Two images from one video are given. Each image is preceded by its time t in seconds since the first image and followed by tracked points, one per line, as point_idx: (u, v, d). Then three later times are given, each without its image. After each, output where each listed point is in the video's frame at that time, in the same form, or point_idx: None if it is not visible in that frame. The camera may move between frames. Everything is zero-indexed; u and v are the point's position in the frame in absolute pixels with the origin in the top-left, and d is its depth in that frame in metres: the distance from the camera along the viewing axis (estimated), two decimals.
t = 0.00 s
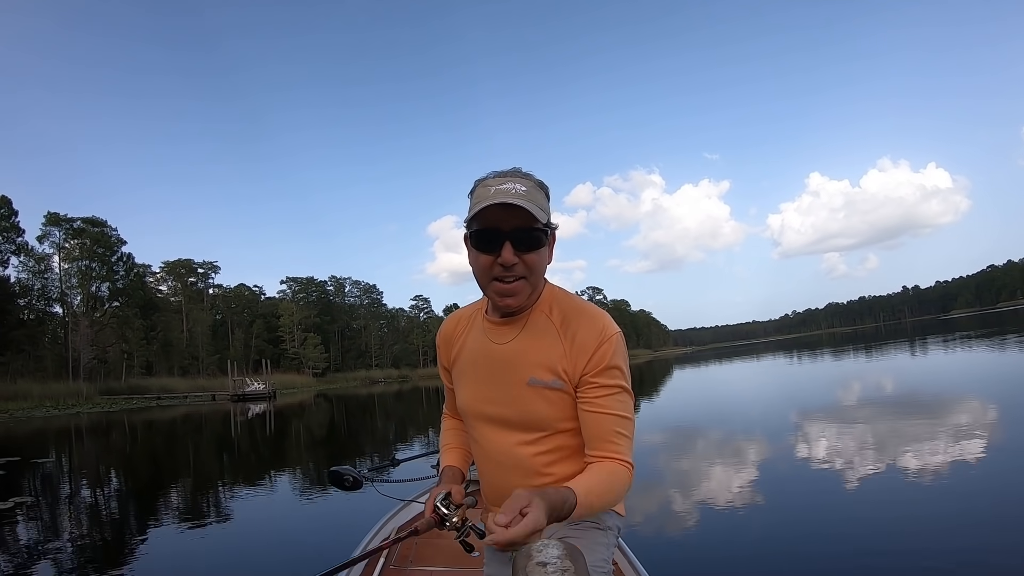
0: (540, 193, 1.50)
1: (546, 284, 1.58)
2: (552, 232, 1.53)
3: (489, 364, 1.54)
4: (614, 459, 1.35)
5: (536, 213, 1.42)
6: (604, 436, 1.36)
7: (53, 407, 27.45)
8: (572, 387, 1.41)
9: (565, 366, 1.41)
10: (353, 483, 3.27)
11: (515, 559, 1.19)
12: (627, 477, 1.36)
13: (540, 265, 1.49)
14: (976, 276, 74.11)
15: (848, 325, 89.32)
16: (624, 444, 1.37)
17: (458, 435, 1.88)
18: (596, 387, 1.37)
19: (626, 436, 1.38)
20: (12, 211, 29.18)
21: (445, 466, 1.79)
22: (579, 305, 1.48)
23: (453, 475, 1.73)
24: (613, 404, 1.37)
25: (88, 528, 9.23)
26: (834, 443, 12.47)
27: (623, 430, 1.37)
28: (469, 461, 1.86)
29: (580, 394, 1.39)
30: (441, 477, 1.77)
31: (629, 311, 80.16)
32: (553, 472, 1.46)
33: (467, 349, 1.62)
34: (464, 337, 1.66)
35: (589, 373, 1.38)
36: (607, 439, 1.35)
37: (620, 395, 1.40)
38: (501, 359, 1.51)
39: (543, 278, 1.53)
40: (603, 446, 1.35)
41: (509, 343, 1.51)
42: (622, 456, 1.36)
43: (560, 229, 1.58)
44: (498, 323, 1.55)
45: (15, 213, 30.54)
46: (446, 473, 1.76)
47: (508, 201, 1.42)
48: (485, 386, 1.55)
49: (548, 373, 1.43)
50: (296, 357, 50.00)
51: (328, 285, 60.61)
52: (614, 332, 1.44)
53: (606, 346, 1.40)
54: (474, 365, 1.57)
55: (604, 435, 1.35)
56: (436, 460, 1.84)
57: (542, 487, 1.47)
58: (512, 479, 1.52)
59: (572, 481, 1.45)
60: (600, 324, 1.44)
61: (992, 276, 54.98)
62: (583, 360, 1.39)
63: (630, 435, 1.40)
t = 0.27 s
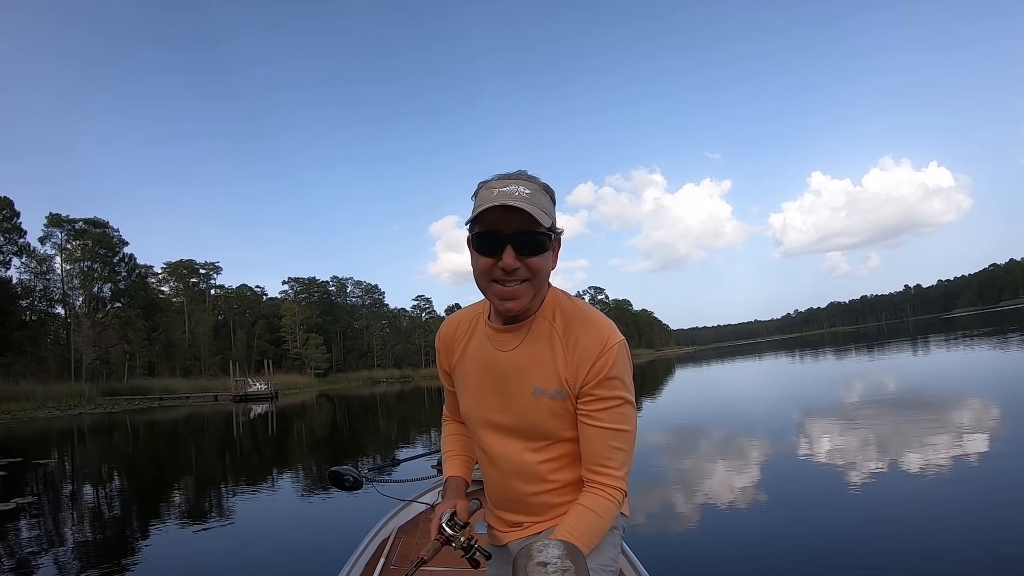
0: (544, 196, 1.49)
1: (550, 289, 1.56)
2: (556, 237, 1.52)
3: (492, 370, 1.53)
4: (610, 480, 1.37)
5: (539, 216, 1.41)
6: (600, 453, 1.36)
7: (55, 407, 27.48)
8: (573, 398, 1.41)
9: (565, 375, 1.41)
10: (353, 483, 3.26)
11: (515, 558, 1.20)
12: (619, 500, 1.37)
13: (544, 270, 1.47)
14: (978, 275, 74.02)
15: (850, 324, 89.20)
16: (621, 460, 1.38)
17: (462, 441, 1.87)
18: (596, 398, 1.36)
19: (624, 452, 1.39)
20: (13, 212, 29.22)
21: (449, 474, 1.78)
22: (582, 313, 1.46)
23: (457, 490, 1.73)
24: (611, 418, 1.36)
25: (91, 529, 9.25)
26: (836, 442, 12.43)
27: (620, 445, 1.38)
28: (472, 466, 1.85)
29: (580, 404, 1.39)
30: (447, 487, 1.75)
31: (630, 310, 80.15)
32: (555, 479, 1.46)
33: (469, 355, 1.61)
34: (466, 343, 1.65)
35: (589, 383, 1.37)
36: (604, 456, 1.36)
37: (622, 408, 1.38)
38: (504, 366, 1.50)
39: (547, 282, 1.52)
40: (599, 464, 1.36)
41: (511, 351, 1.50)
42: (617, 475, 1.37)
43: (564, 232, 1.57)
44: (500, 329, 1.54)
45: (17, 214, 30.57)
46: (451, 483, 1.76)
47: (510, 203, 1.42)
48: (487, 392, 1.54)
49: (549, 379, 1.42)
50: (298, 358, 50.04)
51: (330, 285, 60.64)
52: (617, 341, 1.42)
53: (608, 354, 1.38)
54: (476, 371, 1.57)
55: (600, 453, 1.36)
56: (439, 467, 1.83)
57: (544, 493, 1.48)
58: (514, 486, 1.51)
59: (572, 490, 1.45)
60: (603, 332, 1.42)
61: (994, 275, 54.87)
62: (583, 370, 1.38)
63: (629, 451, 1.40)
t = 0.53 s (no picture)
0: (541, 195, 1.48)
1: (546, 291, 1.56)
2: (552, 237, 1.52)
3: (489, 371, 1.53)
4: (604, 484, 1.36)
5: (535, 217, 1.41)
6: (595, 457, 1.36)
7: (58, 408, 27.54)
8: (568, 400, 1.40)
9: (560, 377, 1.41)
10: (353, 482, 3.26)
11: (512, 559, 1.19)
12: (614, 504, 1.36)
13: (539, 272, 1.47)
14: (980, 273, 73.84)
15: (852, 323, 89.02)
16: (615, 464, 1.38)
17: (463, 443, 1.87)
18: (591, 400, 1.36)
19: (619, 455, 1.39)
20: (15, 213, 29.28)
21: (452, 477, 1.79)
22: (578, 315, 1.46)
23: (462, 493, 1.74)
24: (608, 422, 1.36)
25: (94, 530, 9.29)
26: (838, 442, 12.38)
27: (616, 448, 1.37)
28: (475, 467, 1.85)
29: (575, 407, 1.38)
30: (450, 489, 1.76)
31: (632, 310, 80.17)
32: (552, 482, 1.46)
33: (467, 357, 1.60)
34: (464, 344, 1.64)
35: (584, 386, 1.37)
36: (598, 460, 1.36)
37: (617, 411, 1.38)
38: (501, 367, 1.50)
39: (543, 283, 1.52)
40: (593, 468, 1.36)
41: (508, 353, 1.49)
42: (612, 480, 1.37)
43: (561, 233, 1.56)
44: (497, 330, 1.53)
45: (19, 215, 30.61)
46: (455, 486, 1.76)
47: (505, 203, 1.41)
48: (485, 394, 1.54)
49: (545, 382, 1.42)
50: (300, 358, 50.07)
51: (332, 286, 60.67)
52: (612, 343, 1.41)
53: (602, 358, 1.37)
54: (474, 372, 1.56)
55: (595, 457, 1.36)
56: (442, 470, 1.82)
57: (541, 496, 1.47)
58: (513, 489, 1.51)
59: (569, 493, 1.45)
60: (599, 334, 1.42)
61: (996, 273, 54.72)
62: (578, 373, 1.38)
63: (624, 453, 1.40)
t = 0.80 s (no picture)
0: (537, 197, 1.48)
1: (542, 292, 1.56)
2: (548, 238, 1.51)
3: (487, 374, 1.52)
4: (608, 482, 1.36)
5: (531, 219, 1.41)
6: (596, 456, 1.35)
7: (60, 409, 27.60)
8: (568, 400, 1.40)
9: (559, 379, 1.40)
10: (353, 483, 3.25)
11: (514, 559, 1.19)
12: (617, 503, 1.36)
13: (535, 274, 1.47)
14: (983, 272, 73.63)
15: (854, 323, 88.85)
16: (618, 463, 1.37)
17: (463, 444, 1.87)
18: (590, 403, 1.35)
19: (621, 454, 1.38)
20: (18, 215, 29.36)
21: (453, 478, 1.78)
22: (576, 316, 1.44)
23: (462, 493, 1.74)
24: (607, 424, 1.35)
25: (97, 530, 9.32)
26: (841, 441, 12.33)
27: (617, 447, 1.37)
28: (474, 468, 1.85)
29: (575, 408, 1.38)
30: (451, 490, 1.75)
31: (634, 309, 80.16)
32: (551, 482, 1.46)
33: (464, 361, 1.59)
34: (461, 347, 1.64)
35: (582, 387, 1.37)
36: (599, 460, 1.35)
37: (618, 412, 1.37)
38: (498, 370, 1.48)
39: (540, 284, 1.51)
40: (596, 466, 1.35)
41: (505, 355, 1.48)
42: (615, 480, 1.36)
43: (556, 234, 1.56)
44: (494, 332, 1.53)
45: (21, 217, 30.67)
46: (456, 487, 1.75)
47: (501, 206, 1.41)
48: (484, 397, 1.52)
49: (544, 384, 1.41)
50: (302, 359, 50.09)
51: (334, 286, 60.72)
52: (611, 343, 1.40)
53: (600, 360, 1.36)
54: (473, 376, 1.55)
55: (597, 456, 1.35)
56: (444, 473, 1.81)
57: (540, 496, 1.47)
58: (513, 491, 1.51)
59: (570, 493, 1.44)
60: (597, 335, 1.40)
61: (998, 272, 54.60)
62: (575, 375, 1.37)
63: (626, 453, 1.39)
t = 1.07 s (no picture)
0: (539, 196, 1.47)
1: (545, 291, 1.55)
2: (552, 237, 1.51)
3: (490, 374, 1.51)
4: (614, 474, 1.34)
5: (536, 218, 1.40)
6: (602, 450, 1.34)
7: (62, 409, 27.64)
8: (573, 398, 1.39)
9: (564, 376, 1.39)
10: (354, 484, 3.24)
11: (516, 559, 1.18)
12: (626, 495, 1.34)
13: (539, 271, 1.46)
14: (985, 272, 73.44)
15: (857, 323, 88.70)
16: (625, 458, 1.36)
17: (465, 444, 1.86)
18: (595, 399, 1.35)
19: (627, 449, 1.37)
20: (20, 215, 29.43)
21: (453, 479, 1.77)
22: (579, 314, 1.44)
23: (461, 493, 1.73)
24: (612, 418, 1.34)
25: (100, 530, 9.32)
26: (843, 442, 12.30)
27: (623, 444, 1.35)
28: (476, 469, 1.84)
29: (579, 405, 1.37)
30: (450, 492, 1.75)
31: (636, 309, 80.15)
32: (554, 480, 1.45)
33: (467, 362, 1.58)
34: (464, 347, 1.63)
35: (587, 384, 1.36)
36: (605, 455, 1.33)
37: (621, 408, 1.37)
38: (502, 370, 1.48)
39: (543, 284, 1.51)
40: (602, 459, 1.34)
41: (508, 354, 1.48)
42: (621, 475, 1.34)
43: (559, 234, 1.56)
44: (497, 331, 1.52)
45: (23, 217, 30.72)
46: (456, 488, 1.74)
47: (505, 205, 1.40)
48: (487, 397, 1.52)
49: (549, 381, 1.41)
50: (304, 359, 50.11)
51: (336, 286, 60.76)
52: (614, 341, 1.40)
53: (605, 358, 1.36)
54: (476, 376, 1.54)
55: (603, 450, 1.33)
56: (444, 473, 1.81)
57: (543, 496, 1.47)
58: (515, 489, 1.50)
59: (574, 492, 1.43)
60: (600, 333, 1.41)
61: (1001, 272, 54.50)
62: (581, 372, 1.37)
63: (631, 447, 1.38)
